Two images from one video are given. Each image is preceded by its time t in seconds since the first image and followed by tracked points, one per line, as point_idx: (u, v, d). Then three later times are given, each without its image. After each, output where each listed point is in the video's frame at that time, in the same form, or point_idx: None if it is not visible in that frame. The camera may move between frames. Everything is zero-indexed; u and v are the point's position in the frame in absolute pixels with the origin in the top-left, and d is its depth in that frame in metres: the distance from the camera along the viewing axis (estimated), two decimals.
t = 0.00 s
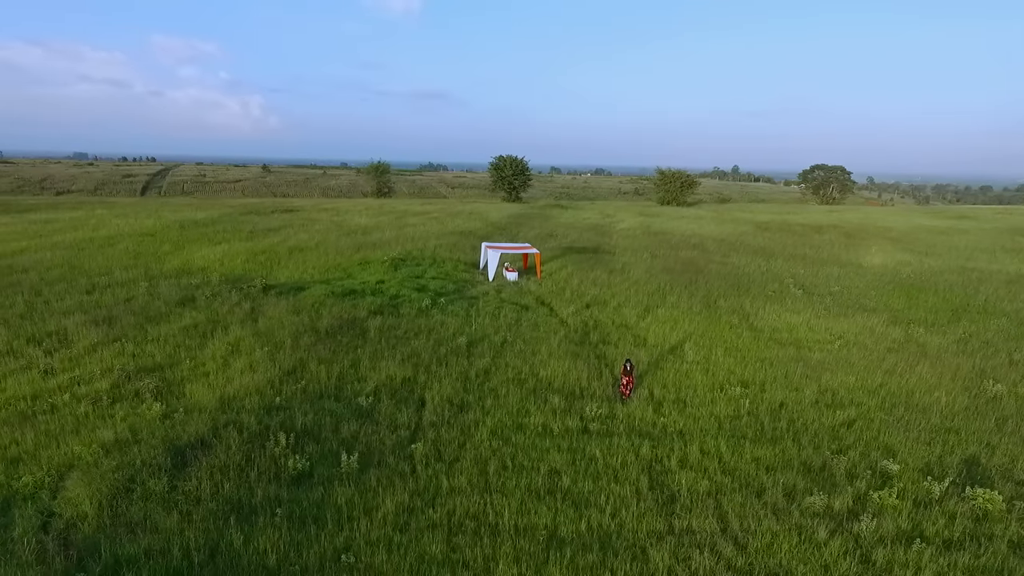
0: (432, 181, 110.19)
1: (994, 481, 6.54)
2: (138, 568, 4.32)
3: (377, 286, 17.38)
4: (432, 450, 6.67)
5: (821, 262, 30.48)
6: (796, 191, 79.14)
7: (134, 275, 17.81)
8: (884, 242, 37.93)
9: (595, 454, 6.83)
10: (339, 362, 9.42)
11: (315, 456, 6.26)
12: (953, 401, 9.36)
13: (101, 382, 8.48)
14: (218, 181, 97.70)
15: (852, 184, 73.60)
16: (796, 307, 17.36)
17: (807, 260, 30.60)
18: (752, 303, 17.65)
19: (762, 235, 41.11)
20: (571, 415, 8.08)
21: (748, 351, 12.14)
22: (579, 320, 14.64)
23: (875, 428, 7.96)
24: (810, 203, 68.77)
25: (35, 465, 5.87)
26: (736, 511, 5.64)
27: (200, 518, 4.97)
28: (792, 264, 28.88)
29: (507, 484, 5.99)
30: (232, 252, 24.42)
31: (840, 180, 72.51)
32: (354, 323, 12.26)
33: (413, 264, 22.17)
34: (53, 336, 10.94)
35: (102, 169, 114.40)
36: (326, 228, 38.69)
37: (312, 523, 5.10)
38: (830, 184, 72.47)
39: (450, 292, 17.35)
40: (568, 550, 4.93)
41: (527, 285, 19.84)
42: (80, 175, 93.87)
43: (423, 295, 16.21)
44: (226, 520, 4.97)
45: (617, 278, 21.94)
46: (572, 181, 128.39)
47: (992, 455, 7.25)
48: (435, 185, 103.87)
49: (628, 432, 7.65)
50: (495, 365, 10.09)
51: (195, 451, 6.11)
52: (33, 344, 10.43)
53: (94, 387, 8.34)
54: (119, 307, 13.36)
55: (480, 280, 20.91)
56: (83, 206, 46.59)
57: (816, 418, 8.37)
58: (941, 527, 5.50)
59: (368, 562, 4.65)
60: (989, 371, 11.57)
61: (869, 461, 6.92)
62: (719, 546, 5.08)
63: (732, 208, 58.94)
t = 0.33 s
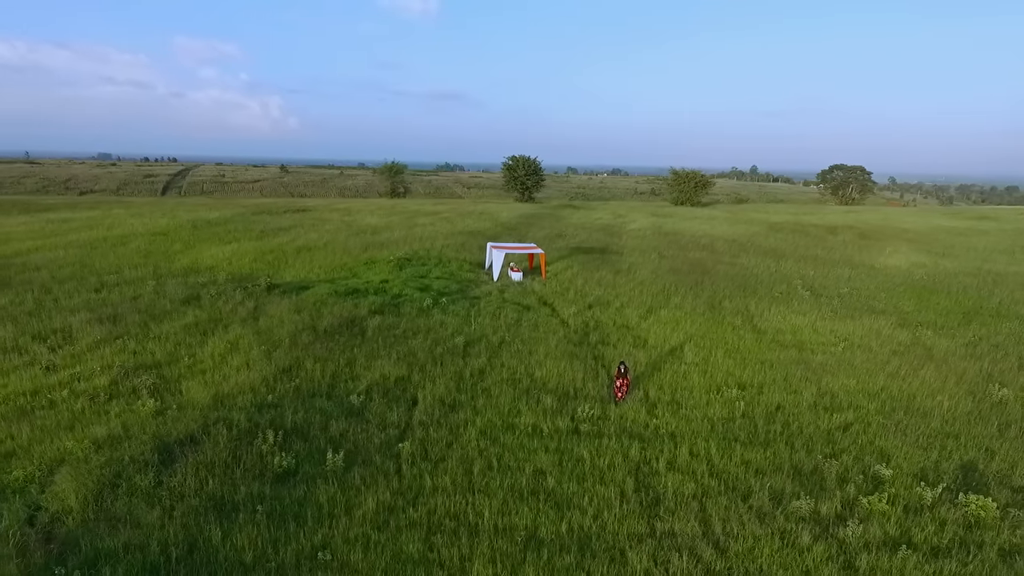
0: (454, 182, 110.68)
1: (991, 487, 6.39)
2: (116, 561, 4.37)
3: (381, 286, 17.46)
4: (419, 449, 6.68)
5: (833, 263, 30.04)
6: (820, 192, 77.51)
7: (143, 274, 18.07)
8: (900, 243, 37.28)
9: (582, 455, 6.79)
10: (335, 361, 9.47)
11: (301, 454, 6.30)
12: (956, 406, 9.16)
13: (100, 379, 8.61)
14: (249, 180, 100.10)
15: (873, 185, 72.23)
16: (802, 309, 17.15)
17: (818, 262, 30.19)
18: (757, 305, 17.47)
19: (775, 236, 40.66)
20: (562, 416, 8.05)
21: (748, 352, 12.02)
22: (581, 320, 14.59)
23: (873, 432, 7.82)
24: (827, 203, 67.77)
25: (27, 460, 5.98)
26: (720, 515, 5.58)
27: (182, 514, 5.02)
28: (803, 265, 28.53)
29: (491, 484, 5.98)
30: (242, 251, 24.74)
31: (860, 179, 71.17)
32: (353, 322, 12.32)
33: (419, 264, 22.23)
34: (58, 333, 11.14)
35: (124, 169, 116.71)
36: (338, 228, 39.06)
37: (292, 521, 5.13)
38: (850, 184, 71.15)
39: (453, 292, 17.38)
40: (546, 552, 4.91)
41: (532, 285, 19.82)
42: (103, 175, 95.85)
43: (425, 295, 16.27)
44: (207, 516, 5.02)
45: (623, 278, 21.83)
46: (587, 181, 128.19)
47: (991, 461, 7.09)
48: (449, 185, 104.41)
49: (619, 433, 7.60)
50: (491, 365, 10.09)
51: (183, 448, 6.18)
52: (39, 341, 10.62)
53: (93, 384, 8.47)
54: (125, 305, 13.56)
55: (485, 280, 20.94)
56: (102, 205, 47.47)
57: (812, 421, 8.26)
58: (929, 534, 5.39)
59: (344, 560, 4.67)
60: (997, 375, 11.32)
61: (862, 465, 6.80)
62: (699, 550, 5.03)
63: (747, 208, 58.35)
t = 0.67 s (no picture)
0: (467, 182, 111.19)
1: (985, 494, 6.26)
2: (97, 557, 4.43)
3: (384, 285, 17.55)
4: (406, 449, 6.70)
5: (845, 265, 29.58)
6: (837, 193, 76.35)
7: (151, 273, 18.32)
8: (917, 245, 36.61)
9: (570, 457, 6.77)
10: (330, 360, 9.51)
11: (288, 452, 6.35)
12: (957, 410, 8.99)
13: (99, 376, 8.73)
14: (265, 180, 101.62)
15: (894, 185, 70.75)
16: (808, 310, 16.91)
17: (830, 263, 29.75)
18: (762, 306, 17.28)
19: (788, 237, 40.20)
20: (553, 417, 8.02)
21: (748, 354, 11.92)
22: (581, 321, 14.55)
23: (868, 437, 7.69)
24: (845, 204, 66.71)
25: (20, 455, 6.08)
26: (703, 519, 5.52)
27: (165, 511, 5.08)
28: (814, 266, 28.18)
29: (474, 484, 5.98)
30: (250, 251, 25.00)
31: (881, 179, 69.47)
32: (353, 321, 12.38)
33: (424, 264, 22.26)
34: (63, 330, 11.31)
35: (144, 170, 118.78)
36: (347, 227, 39.39)
37: (273, 518, 5.17)
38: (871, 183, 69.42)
39: (455, 292, 17.43)
40: (524, 553, 4.90)
41: (535, 286, 19.81)
42: (123, 176, 97.63)
43: (427, 294, 16.32)
44: (188, 513, 5.07)
45: (627, 279, 21.75)
46: (601, 181, 127.87)
47: (988, 468, 6.94)
48: (462, 185, 104.86)
49: (609, 435, 7.56)
50: (486, 365, 10.09)
51: (172, 445, 6.25)
52: (43, 338, 10.80)
53: (92, 380, 8.59)
54: (130, 303, 13.76)
55: (489, 280, 20.99)
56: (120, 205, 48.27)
57: (806, 424, 8.15)
58: (917, 541, 5.30)
59: (319, 558, 4.70)
60: (1004, 379, 11.09)
61: (854, 470, 6.69)
62: (678, 554, 4.98)
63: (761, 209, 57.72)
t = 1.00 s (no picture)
0: (483, 182, 111.60)
1: (978, 502, 6.12)
2: (73, 553, 4.47)
3: (386, 285, 17.63)
4: (392, 449, 6.71)
5: (858, 267, 29.09)
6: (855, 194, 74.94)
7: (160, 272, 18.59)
8: (937, 247, 35.79)
9: (555, 459, 6.74)
10: (325, 360, 9.56)
11: (274, 451, 6.40)
12: (959, 415, 8.78)
13: (97, 373, 8.85)
14: (283, 180, 103.10)
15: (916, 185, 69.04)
16: (814, 313, 16.68)
17: (842, 265, 29.27)
18: (766, 308, 17.07)
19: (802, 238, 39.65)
20: (543, 418, 7.98)
21: (748, 357, 11.77)
22: (581, 322, 14.49)
23: (863, 441, 7.56)
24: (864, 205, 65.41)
25: (12, 450, 6.19)
26: (684, 524, 5.46)
27: (145, 508, 5.13)
28: (826, 268, 27.73)
29: (456, 485, 5.98)
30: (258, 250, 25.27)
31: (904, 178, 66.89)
32: (352, 321, 12.45)
33: (429, 265, 22.32)
34: (67, 328, 11.50)
35: (166, 170, 120.87)
36: (358, 228, 39.70)
37: (251, 516, 5.20)
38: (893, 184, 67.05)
39: (458, 292, 17.46)
40: (498, 554, 4.88)
41: (539, 287, 19.77)
42: (145, 175, 99.45)
43: (428, 295, 16.37)
44: (167, 511, 5.11)
45: (632, 280, 21.63)
46: (616, 180, 127.30)
47: (984, 475, 6.79)
48: (477, 185, 105.14)
49: (598, 437, 7.52)
50: (481, 366, 10.09)
51: (160, 443, 6.33)
52: (48, 335, 11.00)
53: (91, 377, 8.72)
54: (136, 301, 13.96)
55: (494, 280, 21.01)
56: (138, 205, 49.07)
57: (800, 428, 8.05)
58: (902, 550, 5.19)
59: (293, 557, 4.71)
60: (1012, 385, 10.80)
61: (845, 475, 6.58)
62: (655, 559, 4.93)
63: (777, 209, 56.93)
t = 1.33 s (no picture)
0: (497, 181, 111.90)
1: (973, 510, 5.98)
2: (55, 548, 4.53)
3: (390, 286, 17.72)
4: (380, 448, 6.73)
5: (871, 268, 28.61)
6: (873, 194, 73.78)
7: (168, 271, 18.81)
8: (955, 249, 35.08)
9: (543, 460, 6.71)
10: (321, 359, 9.62)
11: (262, 449, 6.44)
12: (962, 420, 8.58)
13: (97, 370, 8.97)
14: (299, 180, 104.35)
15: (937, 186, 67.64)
16: (821, 315, 16.42)
17: (855, 267, 28.80)
18: (772, 310, 16.86)
19: (816, 239, 39.13)
20: (534, 420, 7.96)
21: (748, 359, 11.63)
22: (583, 323, 14.43)
23: (859, 446, 7.43)
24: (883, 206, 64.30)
25: (6, 445, 6.27)
26: (667, 528, 5.40)
27: (129, 503, 5.18)
28: (838, 270, 27.33)
29: (440, 485, 5.97)
30: (267, 250, 25.49)
31: (925, 179, 65.50)
32: (351, 321, 12.52)
33: (434, 265, 22.38)
34: (73, 325, 11.69)
35: (185, 171, 122.48)
36: (369, 227, 39.98)
37: (234, 514, 5.22)
38: (913, 184, 65.74)
39: (461, 293, 17.50)
40: (477, 556, 4.85)
41: (543, 288, 19.73)
42: (165, 175, 101.08)
43: (431, 295, 16.41)
44: (150, 507, 5.16)
45: (638, 281, 21.51)
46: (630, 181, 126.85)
47: (982, 481, 6.63)
48: (491, 185, 105.47)
49: (589, 439, 7.47)
50: (476, 366, 10.09)
51: (150, 440, 6.38)
52: (54, 332, 11.18)
53: (91, 374, 8.83)
54: (142, 300, 14.15)
55: (498, 281, 21.02)
56: (155, 204, 49.79)
57: (795, 431, 7.94)
58: (890, 558, 5.08)
59: (272, 555, 4.73)
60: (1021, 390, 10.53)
61: (837, 480, 6.47)
62: (635, 564, 4.88)
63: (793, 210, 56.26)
